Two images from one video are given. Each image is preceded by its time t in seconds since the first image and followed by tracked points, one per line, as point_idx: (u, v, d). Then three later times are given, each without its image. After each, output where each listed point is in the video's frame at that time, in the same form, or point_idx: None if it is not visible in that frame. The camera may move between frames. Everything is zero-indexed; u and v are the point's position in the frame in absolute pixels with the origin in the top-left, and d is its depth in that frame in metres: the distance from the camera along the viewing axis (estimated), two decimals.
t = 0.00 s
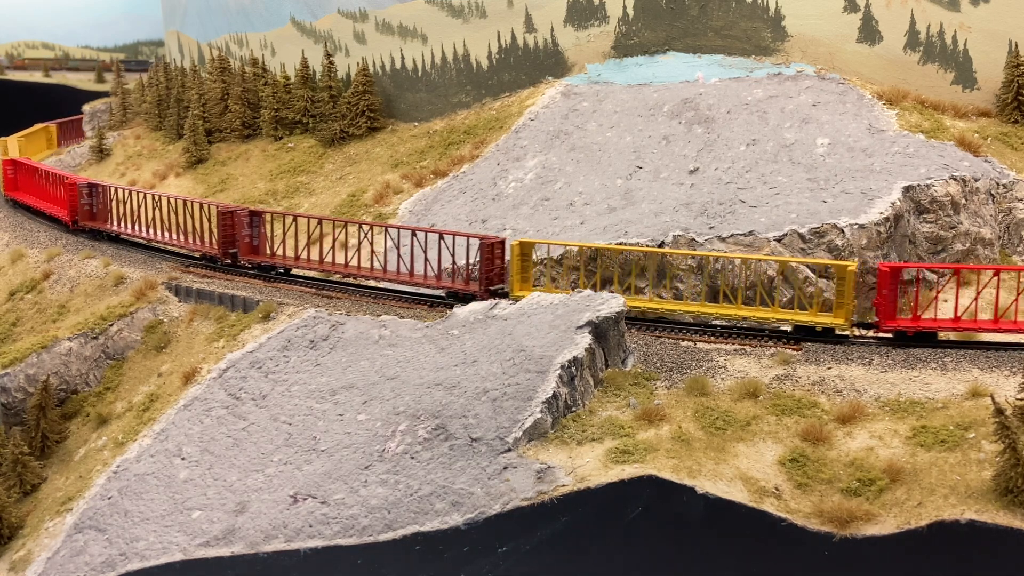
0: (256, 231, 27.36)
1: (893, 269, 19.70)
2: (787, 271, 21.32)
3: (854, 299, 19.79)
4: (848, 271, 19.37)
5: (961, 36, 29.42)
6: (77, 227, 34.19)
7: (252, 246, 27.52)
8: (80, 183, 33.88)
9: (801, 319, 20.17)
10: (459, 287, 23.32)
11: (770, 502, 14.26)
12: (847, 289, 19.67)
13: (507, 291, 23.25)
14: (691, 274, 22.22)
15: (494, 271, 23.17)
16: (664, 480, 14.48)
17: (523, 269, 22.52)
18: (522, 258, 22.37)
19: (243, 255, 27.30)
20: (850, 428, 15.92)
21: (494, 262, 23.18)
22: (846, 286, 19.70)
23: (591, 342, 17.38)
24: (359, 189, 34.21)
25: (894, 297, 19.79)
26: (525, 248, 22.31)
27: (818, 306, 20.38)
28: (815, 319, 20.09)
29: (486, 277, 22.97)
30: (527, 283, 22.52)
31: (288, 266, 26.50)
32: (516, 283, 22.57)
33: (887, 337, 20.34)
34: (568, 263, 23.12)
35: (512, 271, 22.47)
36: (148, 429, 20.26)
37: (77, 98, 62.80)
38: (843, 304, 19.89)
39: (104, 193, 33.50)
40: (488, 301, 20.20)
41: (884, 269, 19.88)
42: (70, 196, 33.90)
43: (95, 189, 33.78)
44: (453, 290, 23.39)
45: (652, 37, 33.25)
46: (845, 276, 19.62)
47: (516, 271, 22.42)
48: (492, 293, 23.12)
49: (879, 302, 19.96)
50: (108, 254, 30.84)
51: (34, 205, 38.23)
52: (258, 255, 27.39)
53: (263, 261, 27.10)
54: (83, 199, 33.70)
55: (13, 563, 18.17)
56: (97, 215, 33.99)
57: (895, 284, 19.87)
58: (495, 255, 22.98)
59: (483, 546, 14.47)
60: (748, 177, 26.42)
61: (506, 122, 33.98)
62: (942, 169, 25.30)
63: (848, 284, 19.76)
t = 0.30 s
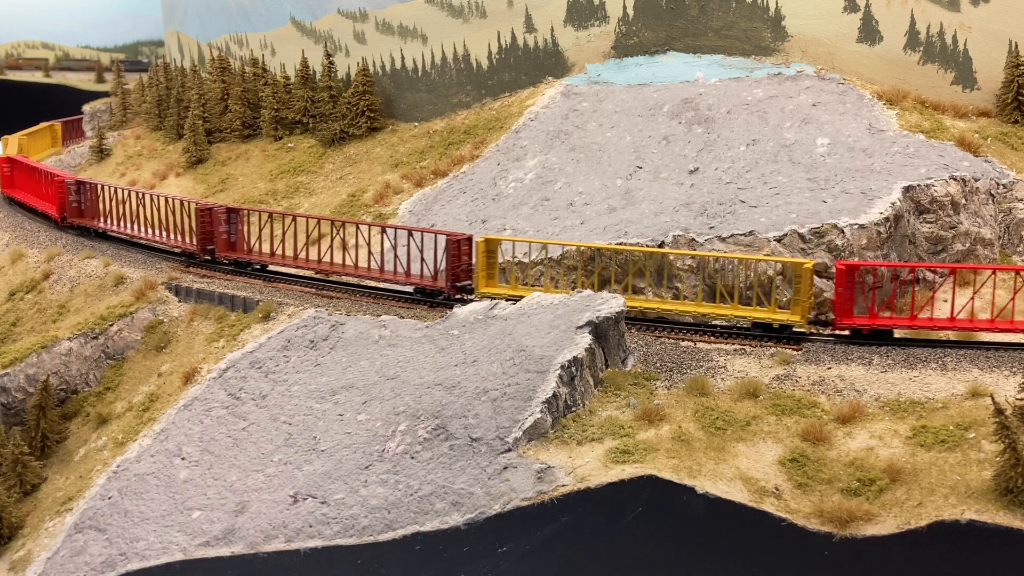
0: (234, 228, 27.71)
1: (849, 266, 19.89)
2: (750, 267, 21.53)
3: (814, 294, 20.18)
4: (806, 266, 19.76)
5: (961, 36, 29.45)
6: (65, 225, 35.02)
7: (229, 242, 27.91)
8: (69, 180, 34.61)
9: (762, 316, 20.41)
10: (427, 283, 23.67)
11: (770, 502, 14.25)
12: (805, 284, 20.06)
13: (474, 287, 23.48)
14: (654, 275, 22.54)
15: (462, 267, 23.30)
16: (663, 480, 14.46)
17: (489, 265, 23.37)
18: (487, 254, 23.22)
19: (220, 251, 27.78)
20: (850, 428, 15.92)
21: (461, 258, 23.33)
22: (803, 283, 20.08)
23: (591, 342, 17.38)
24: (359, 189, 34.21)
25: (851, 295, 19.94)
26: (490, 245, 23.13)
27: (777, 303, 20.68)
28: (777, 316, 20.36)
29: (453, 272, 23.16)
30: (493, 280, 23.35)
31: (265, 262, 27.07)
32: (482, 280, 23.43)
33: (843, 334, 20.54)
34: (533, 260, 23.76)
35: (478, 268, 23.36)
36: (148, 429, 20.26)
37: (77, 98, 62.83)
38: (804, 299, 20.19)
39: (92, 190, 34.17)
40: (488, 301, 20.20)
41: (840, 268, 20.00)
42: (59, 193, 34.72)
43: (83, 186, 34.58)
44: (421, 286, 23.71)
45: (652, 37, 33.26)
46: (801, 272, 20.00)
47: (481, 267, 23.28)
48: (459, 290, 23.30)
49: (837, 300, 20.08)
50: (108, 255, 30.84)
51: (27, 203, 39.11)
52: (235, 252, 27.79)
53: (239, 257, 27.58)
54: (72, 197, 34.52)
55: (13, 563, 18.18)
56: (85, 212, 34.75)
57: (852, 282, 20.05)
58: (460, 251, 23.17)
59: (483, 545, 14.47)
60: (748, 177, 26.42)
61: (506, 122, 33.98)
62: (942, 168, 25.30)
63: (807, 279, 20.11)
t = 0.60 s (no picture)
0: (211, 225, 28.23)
1: (806, 263, 19.98)
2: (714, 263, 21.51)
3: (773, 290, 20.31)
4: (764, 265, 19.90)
5: (961, 36, 29.48)
6: (55, 221, 35.68)
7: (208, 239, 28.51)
8: (59, 178, 35.19)
9: (722, 313, 20.63)
10: (396, 279, 24.10)
11: (770, 502, 14.24)
12: (763, 282, 20.14)
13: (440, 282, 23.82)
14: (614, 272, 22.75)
15: (429, 263, 23.66)
16: (663, 480, 14.46)
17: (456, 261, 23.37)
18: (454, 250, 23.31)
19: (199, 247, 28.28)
20: (850, 428, 15.92)
21: (429, 255, 23.64)
22: (761, 280, 20.16)
23: (591, 342, 17.38)
24: (359, 189, 34.22)
25: (809, 292, 20.03)
26: (458, 242, 23.15)
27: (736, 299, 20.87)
28: (736, 313, 20.55)
29: (421, 268, 23.48)
30: (460, 276, 23.32)
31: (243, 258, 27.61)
32: (448, 276, 23.37)
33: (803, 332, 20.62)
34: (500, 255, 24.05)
35: (445, 264, 23.32)
36: (148, 429, 20.27)
37: (77, 98, 62.86)
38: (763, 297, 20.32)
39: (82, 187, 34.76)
40: (488, 301, 20.19)
41: (799, 265, 20.11)
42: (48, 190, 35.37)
43: (72, 183, 35.22)
44: (390, 282, 24.15)
45: (652, 37, 33.27)
46: (760, 270, 20.10)
47: (449, 263, 23.25)
48: (426, 284, 23.67)
49: (795, 297, 20.23)
50: (108, 255, 30.84)
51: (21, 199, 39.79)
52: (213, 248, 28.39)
53: (217, 253, 28.21)
54: (61, 193, 35.17)
55: (13, 563, 18.18)
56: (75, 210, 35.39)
57: (809, 279, 20.16)
58: (427, 248, 23.49)
59: (483, 545, 14.48)
60: (748, 177, 26.42)
61: (506, 122, 33.99)
62: (942, 169, 25.29)
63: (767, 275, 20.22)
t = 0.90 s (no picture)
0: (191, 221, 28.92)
1: (764, 261, 20.31)
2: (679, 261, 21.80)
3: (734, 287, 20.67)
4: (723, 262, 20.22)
5: (961, 36, 29.49)
6: (45, 218, 36.47)
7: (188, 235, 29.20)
8: (49, 175, 36.00)
9: (683, 310, 20.94)
10: (367, 275, 24.62)
11: (770, 502, 14.24)
12: (722, 279, 20.40)
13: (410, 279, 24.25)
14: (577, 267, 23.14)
15: (398, 260, 24.13)
16: (663, 480, 14.46)
17: (425, 256, 23.74)
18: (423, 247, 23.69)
19: (177, 243, 28.90)
20: (850, 428, 15.93)
21: (398, 251, 24.14)
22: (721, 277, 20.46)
23: (591, 342, 17.37)
24: (359, 189, 34.23)
25: (767, 289, 20.38)
26: (427, 238, 23.54)
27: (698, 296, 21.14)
28: (698, 310, 20.83)
29: (391, 264, 23.95)
30: (428, 272, 23.72)
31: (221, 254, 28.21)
32: (418, 272, 23.75)
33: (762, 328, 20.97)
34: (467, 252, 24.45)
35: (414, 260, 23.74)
36: (148, 429, 20.27)
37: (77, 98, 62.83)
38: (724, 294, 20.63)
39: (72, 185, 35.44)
40: (488, 301, 20.19)
41: (756, 262, 20.45)
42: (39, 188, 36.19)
43: (62, 181, 36.01)
44: (362, 278, 24.64)
45: (652, 37, 33.27)
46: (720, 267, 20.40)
47: (417, 259, 23.59)
48: (397, 281, 24.14)
49: (754, 293, 20.60)
50: (108, 255, 30.85)
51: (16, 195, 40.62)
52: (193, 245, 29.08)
53: (196, 249, 28.88)
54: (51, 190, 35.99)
55: (13, 563, 18.19)
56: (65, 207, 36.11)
57: (767, 276, 20.49)
58: (396, 245, 24.00)
59: (483, 545, 14.48)
60: (748, 177, 26.42)
61: (506, 122, 33.99)
62: (942, 169, 25.30)
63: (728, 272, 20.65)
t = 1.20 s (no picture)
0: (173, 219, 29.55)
1: (724, 258, 20.70)
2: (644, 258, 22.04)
3: (696, 283, 21.01)
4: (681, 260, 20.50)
5: (962, 36, 29.48)
6: (37, 215, 37.50)
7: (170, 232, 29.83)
8: (41, 173, 36.92)
9: (645, 307, 21.15)
10: (339, 271, 25.21)
11: (770, 502, 14.24)
12: (682, 276, 20.66)
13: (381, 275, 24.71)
14: (554, 266, 23.51)
15: (370, 256, 24.73)
16: (663, 480, 14.47)
17: (395, 253, 24.36)
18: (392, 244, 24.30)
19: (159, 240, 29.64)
20: (850, 428, 15.92)
21: (370, 248, 24.65)
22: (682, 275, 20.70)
23: (591, 342, 17.37)
24: (359, 189, 34.24)
25: (726, 286, 20.76)
26: (397, 235, 24.19)
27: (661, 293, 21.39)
28: (660, 307, 21.06)
29: (361, 260, 24.51)
30: (397, 268, 24.36)
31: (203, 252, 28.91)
32: (388, 268, 24.37)
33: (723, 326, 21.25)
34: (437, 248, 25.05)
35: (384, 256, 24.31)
36: (148, 429, 20.27)
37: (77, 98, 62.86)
38: (686, 290, 20.85)
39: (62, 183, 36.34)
40: (489, 301, 20.18)
41: (716, 260, 20.81)
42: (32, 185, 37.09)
43: (54, 179, 36.95)
44: (334, 274, 25.24)
45: (653, 37, 33.26)
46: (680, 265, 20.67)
47: (387, 256, 24.26)
48: (368, 277, 24.67)
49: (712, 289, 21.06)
50: (107, 255, 30.85)
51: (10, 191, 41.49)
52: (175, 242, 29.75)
53: (177, 246, 29.56)
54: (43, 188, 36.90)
55: (12, 563, 18.19)
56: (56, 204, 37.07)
57: (726, 274, 20.85)
58: (367, 243, 24.49)
59: (483, 545, 14.47)
60: (748, 177, 26.42)
61: (506, 122, 33.98)
62: (942, 169, 25.29)
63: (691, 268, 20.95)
